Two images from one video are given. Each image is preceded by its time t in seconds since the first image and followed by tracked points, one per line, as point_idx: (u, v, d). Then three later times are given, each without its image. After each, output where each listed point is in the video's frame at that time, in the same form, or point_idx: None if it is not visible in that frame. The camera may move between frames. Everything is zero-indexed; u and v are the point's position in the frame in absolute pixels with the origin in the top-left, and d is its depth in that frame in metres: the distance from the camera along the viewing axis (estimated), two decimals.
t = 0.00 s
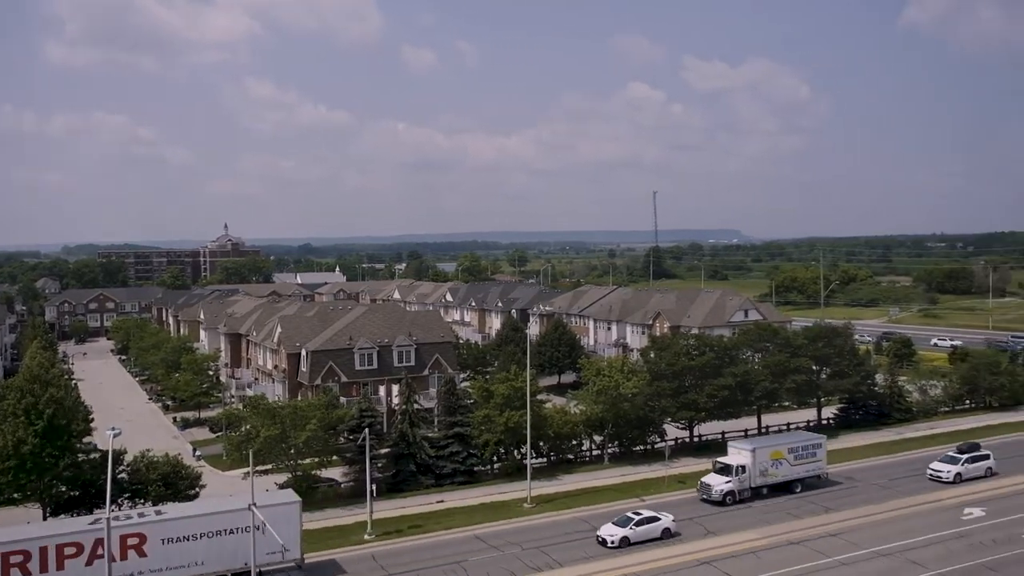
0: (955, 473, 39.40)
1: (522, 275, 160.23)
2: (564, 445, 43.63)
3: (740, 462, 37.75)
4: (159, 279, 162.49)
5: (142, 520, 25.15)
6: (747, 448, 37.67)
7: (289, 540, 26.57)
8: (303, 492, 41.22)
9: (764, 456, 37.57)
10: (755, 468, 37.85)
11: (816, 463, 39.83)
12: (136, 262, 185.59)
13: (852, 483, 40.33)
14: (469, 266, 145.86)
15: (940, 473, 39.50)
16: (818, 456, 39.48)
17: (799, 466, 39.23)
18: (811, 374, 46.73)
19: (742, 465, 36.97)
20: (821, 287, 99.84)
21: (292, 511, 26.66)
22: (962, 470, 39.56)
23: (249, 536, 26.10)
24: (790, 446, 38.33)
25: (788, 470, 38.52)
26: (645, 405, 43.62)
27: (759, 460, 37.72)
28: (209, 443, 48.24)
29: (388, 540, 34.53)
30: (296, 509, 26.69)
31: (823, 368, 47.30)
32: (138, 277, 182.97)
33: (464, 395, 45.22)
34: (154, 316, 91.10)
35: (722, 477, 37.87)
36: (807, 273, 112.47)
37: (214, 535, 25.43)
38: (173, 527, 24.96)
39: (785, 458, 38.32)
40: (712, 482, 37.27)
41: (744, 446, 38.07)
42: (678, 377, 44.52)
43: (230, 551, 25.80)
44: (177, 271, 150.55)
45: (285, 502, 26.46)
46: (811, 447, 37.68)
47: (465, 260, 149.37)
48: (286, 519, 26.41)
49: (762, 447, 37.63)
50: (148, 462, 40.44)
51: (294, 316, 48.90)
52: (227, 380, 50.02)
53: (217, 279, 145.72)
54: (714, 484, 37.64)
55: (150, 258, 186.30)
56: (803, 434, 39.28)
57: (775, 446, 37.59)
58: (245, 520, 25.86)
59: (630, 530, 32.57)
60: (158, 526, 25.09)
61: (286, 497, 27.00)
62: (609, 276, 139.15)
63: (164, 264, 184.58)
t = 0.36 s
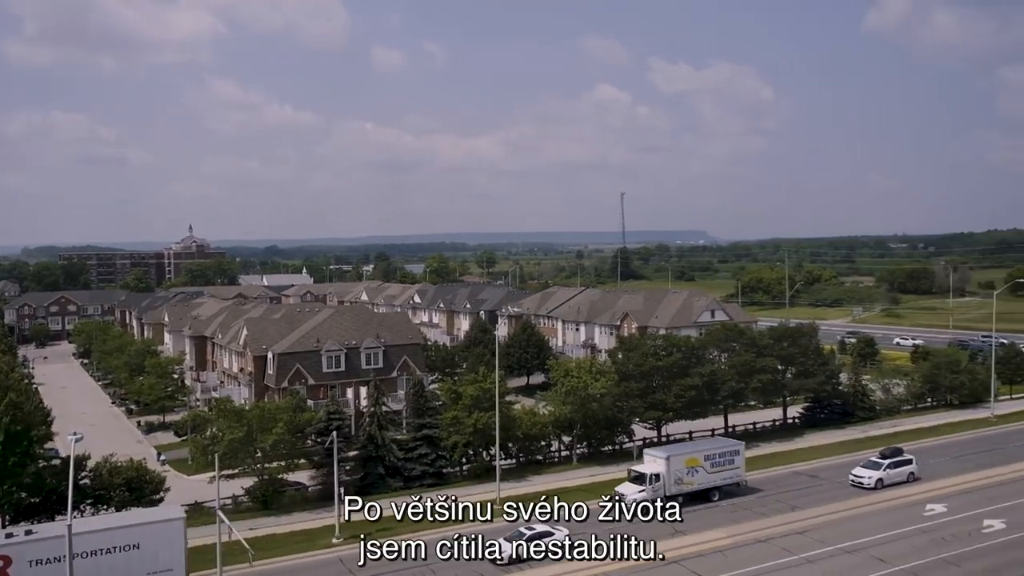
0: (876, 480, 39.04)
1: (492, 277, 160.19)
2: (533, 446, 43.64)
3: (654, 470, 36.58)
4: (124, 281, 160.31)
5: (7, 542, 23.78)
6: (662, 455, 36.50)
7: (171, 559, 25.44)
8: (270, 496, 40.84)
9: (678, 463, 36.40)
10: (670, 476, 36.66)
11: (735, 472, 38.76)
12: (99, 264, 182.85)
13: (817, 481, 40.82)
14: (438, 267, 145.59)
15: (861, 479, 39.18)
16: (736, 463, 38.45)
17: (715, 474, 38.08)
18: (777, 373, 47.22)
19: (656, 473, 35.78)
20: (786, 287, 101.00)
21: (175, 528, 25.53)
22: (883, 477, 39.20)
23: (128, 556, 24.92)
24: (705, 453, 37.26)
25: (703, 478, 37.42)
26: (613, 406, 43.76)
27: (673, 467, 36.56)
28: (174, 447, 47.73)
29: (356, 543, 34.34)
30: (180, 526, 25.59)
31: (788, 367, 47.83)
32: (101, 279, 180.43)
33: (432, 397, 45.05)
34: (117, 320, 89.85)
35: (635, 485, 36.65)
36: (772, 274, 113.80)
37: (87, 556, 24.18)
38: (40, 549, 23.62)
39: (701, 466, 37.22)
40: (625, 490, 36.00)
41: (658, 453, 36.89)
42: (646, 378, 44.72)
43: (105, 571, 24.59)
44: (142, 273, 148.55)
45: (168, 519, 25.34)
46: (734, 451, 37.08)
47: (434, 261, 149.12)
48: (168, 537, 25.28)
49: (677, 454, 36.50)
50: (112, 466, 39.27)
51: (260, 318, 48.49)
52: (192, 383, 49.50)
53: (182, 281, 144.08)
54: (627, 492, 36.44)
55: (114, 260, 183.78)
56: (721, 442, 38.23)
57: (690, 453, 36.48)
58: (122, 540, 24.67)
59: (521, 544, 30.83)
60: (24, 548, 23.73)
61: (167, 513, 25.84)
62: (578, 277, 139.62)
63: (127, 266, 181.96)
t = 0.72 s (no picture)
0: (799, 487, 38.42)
1: (466, 278, 160.03)
2: (505, 448, 43.59)
3: (569, 481, 35.05)
4: (91, 283, 158.16)
5: None
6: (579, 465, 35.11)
7: None
8: (239, 500, 40.44)
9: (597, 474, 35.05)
10: (586, 487, 35.17)
11: (656, 481, 37.42)
12: (65, 266, 180.20)
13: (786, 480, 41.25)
14: (411, 269, 145.32)
15: (785, 488, 38.36)
16: (656, 472, 37.26)
17: (635, 484, 36.69)
18: (746, 374, 47.66)
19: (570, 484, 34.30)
20: (756, 289, 102.05)
21: (52, 547, 23.51)
22: (806, 486, 38.56)
23: None
24: (622, 462, 35.84)
25: (621, 489, 35.96)
26: (585, 407, 43.88)
27: (589, 478, 35.09)
28: (142, 451, 47.23)
29: (327, 546, 34.12)
30: (57, 544, 23.56)
31: (758, 368, 48.27)
32: (67, 281, 177.90)
33: (404, 399, 44.88)
34: (83, 322, 88.69)
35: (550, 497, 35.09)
36: (742, 276, 114.88)
37: None
38: None
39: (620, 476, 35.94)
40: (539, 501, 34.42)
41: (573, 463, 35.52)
42: (617, 379, 44.91)
43: None
44: (110, 275, 146.60)
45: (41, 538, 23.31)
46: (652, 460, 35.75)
47: (406, 263, 148.67)
48: (44, 556, 23.26)
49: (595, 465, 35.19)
50: (78, 471, 38.39)
51: (230, 321, 48.10)
52: (161, 386, 48.97)
53: (150, 284, 142.39)
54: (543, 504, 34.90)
55: (80, 262, 181.25)
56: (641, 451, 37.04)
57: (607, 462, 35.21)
58: None
59: (407, 565, 28.44)
60: None
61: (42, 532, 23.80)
62: (551, 279, 139.95)
63: (94, 268, 179.41)
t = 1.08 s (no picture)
0: (736, 498, 37.23)
1: (448, 279, 159.88)
2: (486, 449, 43.50)
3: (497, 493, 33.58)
4: (66, 284, 156.49)
5: None
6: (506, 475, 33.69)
7: None
8: (218, 503, 40.20)
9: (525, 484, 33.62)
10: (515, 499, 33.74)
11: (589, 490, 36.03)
12: (42, 267, 178.34)
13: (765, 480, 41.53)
14: (391, 270, 145.12)
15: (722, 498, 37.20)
16: (589, 482, 35.96)
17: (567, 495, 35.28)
18: (726, 374, 47.91)
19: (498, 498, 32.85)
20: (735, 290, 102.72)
21: None
22: (742, 495, 37.44)
23: None
24: (553, 473, 34.37)
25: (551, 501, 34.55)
26: (566, 409, 43.93)
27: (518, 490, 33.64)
28: (119, 454, 46.88)
29: (308, 548, 33.98)
30: None
31: (738, 369, 48.53)
32: (44, 282, 176.11)
33: (385, 400, 44.73)
34: (60, 324, 87.81)
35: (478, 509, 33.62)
36: (722, 277, 115.50)
37: None
38: None
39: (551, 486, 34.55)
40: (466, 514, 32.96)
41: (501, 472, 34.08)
42: (598, 380, 45.00)
43: None
44: (87, 275, 145.10)
45: None
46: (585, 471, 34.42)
47: (387, 265, 148.32)
48: None
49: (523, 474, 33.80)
50: (55, 473, 37.85)
51: (209, 322, 47.81)
52: (139, 388, 48.61)
53: (127, 285, 141.07)
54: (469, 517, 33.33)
55: (57, 263, 179.43)
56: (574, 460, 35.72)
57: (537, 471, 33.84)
58: None
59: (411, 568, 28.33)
60: None
61: None
62: (532, 281, 140.11)
63: (70, 269, 177.46)
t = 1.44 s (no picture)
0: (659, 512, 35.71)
1: (426, 280, 159.48)
2: (463, 451, 43.42)
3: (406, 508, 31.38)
4: (38, 285, 154.47)
5: None
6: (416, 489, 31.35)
7: None
8: (193, 506, 39.87)
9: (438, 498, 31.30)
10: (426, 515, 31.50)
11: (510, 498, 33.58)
12: (13, 267, 175.94)
13: (741, 480, 41.81)
14: (367, 271, 144.69)
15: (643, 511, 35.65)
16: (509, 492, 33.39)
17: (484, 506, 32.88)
18: (702, 375, 48.21)
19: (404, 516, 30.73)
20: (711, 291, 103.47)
21: None
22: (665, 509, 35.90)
23: None
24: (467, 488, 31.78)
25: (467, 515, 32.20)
26: (543, 409, 43.99)
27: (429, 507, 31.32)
28: (92, 457, 46.39)
29: (284, 551, 33.77)
30: None
31: (713, 370, 48.85)
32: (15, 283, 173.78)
33: (361, 402, 44.59)
34: (30, 326, 86.70)
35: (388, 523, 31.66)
36: (698, 278, 116.22)
37: None
38: None
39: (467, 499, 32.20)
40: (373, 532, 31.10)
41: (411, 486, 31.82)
42: (575, 381, 45.09)
43: None
44: (59, 276, 143.25)
45: None
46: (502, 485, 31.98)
47: (363, 266, 147.76)
48: None
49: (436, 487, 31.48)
50: (27, 477, 37.33)
51: (184, 324, 47.46)
52: (112, 391, 48.16)
53: (100, 286, 139.47)
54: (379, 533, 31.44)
55: (29, 264, 177.13)
56: (494, 472, 33.43)
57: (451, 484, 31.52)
58: None
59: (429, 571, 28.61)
60: None
61: None
62: (509, 282, 140.10)
63: (42, 269, 175.23)
